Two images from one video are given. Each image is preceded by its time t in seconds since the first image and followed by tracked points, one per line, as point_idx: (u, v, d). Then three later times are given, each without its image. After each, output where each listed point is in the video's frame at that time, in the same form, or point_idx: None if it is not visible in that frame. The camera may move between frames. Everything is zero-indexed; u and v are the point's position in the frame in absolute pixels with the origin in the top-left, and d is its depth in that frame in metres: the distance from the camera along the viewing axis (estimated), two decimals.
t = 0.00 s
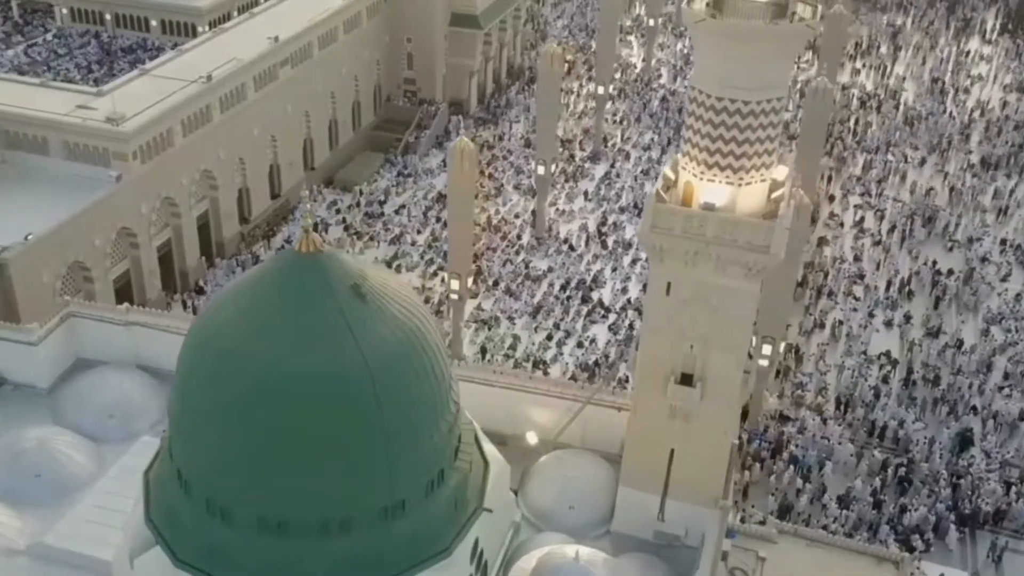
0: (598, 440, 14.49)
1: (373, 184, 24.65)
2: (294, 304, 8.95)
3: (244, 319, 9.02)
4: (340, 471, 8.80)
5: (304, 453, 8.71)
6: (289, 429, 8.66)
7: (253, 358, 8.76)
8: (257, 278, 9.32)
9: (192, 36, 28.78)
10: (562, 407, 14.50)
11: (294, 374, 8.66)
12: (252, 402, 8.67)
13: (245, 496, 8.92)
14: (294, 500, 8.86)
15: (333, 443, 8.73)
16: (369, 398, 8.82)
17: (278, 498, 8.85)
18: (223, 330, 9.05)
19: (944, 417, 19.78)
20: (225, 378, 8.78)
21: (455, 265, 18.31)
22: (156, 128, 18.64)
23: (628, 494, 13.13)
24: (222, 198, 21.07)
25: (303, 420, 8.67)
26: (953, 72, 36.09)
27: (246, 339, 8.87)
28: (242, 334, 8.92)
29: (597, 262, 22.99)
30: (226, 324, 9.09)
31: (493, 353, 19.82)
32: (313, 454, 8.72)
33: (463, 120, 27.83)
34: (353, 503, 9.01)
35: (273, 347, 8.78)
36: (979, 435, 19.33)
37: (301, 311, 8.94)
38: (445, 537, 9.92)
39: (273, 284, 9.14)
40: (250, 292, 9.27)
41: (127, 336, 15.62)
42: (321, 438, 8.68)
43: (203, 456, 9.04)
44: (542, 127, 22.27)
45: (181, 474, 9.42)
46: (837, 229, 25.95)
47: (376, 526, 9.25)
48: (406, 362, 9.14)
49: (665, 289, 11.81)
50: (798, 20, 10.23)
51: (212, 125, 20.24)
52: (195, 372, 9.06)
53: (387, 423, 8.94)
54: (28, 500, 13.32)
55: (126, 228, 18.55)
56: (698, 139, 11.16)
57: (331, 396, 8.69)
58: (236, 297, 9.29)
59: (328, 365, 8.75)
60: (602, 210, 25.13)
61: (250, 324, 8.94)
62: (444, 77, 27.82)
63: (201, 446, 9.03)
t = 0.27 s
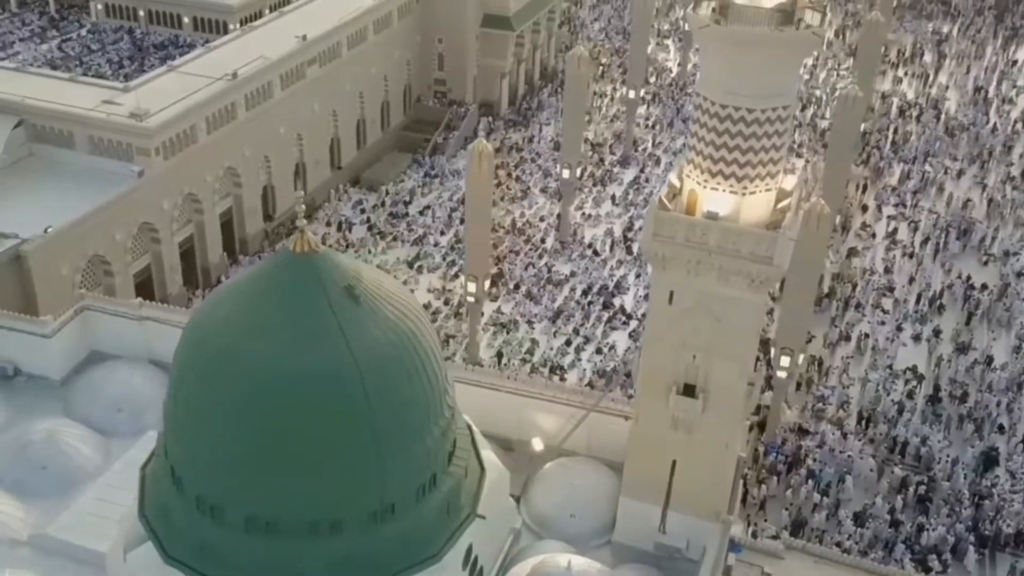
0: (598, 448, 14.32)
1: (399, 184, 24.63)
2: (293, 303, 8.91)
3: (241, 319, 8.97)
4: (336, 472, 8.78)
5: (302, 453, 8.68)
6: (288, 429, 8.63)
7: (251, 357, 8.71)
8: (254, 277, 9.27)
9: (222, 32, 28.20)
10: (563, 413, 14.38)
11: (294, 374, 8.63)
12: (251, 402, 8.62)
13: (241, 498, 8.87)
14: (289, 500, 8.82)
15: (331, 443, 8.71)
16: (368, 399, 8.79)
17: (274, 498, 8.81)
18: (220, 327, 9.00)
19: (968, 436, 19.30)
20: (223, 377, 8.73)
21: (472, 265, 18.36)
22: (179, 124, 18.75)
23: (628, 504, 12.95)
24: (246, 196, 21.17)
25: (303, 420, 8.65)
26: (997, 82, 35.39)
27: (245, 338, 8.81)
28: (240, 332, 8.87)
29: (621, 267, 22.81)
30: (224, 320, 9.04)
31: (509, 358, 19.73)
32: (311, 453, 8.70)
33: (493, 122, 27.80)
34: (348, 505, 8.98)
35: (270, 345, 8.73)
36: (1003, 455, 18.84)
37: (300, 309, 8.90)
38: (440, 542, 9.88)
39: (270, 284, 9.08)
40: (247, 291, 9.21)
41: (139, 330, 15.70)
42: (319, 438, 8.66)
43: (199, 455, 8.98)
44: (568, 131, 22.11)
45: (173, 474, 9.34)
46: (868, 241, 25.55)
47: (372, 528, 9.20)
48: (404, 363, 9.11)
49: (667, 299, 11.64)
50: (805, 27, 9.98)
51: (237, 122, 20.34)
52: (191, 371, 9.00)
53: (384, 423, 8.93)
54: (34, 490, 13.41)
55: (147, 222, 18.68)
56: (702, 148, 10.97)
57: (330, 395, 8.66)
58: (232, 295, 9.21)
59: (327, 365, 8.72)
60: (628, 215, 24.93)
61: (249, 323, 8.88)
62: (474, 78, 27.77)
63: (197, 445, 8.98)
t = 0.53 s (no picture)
0: (595, 452, 14.21)
1: (416, 185, 24.60)
2: (285, 303, 8.93)
3: (238, 319, 8.98)
4: (334, 472, 8.88)
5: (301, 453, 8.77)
6: (287, 431, 8.71)
7: (241, 357, 8.77)
8: (250, 276, 9.27)
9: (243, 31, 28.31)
10: (560, 417, 14.28)
11: (293, 373, 8.69)
12: (251, 402, 8.69)
13: (239, 497, 8.99)
14: (288, 499, 8.94)
15: (328, 441, 8.80)
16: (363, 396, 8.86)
17: (273, 497, 8.93)
18: (214, 325, 9.06)
19: (984, 449, 19.01)
20: (221, 377, 8.79)
21: (483, 271, 18.23)
22: (193, 122, 18.80)
23: (628, 511, 12.82)
24: (261, 194, 21.22)
25: (302, 421, 8.72)
26: None
27: (242, 338, 8.85)
28: (234, 332, 8.92)
29: (635, 272, 22.68)
30: (217, 319, 9.09)
31: (519, 360, 19.65)
32: (308, 452, 8.79)
33: (512, 124, 27.78)
34: (342, 505, 9.08)
35: (261, 348, 8.77)
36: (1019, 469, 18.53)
37: (292, 310, 8.91)
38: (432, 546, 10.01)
39: (265, 284, 9.08)
40: (243, 291, 9.23)
41: (147, 327, 15.72)
42: (316, 437, 8.74)
43: (195, 454, 9.09)
44: (584, 133, 22.00)
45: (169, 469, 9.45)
46: (888, 248, 25.28)
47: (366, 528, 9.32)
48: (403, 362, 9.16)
49: (669, 304, 11.53)
50: (807, 32, 9.93)
51: (252, 120, 20.40)
52: (188, 372, 9.03)
53: (381, 424, 9.00)
54: (39, 484, 13.49)
55: (160, 219, 18.75)
56: (704, 152, 10.86)
57: (329, 394, 8.73)
58: (227, 295, 9.22)
59: (325, 365, 8.77)
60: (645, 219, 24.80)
61: (242, 323, 8.93)
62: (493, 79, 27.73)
63: (195, 445, 9.05)
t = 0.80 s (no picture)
0: (598, 459, 14.05)
1: (438, 185, 24.58)
2: (280, 303, 8.89)
3: (234, 319, 8.95)
4: (329, 472, 8.89)
5: (297, 454, 8.77)
6: (280, 432, 8.70)
7: (236, 357, 8.75)
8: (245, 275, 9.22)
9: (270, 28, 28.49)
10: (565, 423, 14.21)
11: (290, 375, 8.67)
12: (249, 403, 8.69)
13: (235, 496, 9.00)
14: (284, 498, 8.95)
15: (325, 442, 8.79)
16: (359, 396, 8.84)
17: (269, 496, 8.95)
18: (208, 325, 9.03)
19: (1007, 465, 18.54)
20: (218, 378, 8.76)
21: (498, 274, 18.16)
22: (214, 119, 18.90)
23: (628, 519, 12.63)
24: (282, 192, 21.30)
25: (300, 422, 8.70)
26: None
27: (238, 337, 8.82)
28: (228, 332, 8.89)
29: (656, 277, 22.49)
30: (212, 318, 9.06)
31: (534, 364, 19.55)
32: (305, 453, 8.78)
33: (539, 125, 27.74)
34: (337, 506, 9.09)
35: (256, 348, 8.75)
36: None
37: (287, 309, 8.87)
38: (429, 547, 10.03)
39: (262, 283, 9.04)
40: (238, 289, 9.18)
41: (159, 322, 15.77)
42: (313, 438, 8.74)
43: (191, 454, 9.09)
44: (607, 136, 21.85)
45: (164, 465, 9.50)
46: (916, 258, 24.87)
47: (360, 530, 9.33)
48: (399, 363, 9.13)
49: (670, 311, 11.35)
50: (813, 40, 9.71)
51: (274, 118, 20.47)
52: (184, 371, 9.01)
53: (377, 425, 8.98)
54: (46, 476, 13.57)
55: (180, 215, 18.87)
56: (706, 158, 10.69)
57: (326, 395, 8.72)
58: (223, 293, 9.20)
59: (320, 365, 8.74)
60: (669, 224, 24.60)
61: (237, 322, 8.90)
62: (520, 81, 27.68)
63: (191, 445, 9.04)
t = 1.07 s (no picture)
0: (601, 466, 13.93)
1: (461, 186, 24.55)
2: (277, 301, 8.99)
3: (231, 318, 9.05)
4: (323, 471, 8.95)
5: (292, 453, 8.84)
6: (274, 430, 8.78)
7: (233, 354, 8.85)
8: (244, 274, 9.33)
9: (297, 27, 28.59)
10: (568, 427, 14.12)
11: (287, 373, 8.76)
12: (245, 402, 8.78)
13: (229, 493, 9.07)
14: (278, 497, 9.01)
15: (319, 442, 8.86)
16: (354, 396, 8.91)
17: (264, 495, 9.01)
18: (207, 323, 9.14)
19: None
20: (215, 376, 8.86)
21: (513, 277, 18.07)
22: (235, 117, 19.01)
23: (628, 528, 12.44)
24: (302, 190, 21.38)
25: (296, 420, 8.78)
26: None
27: (236, 335, 8.92)
28: (226, 330, 9.00)
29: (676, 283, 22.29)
30: (210, 316, 9.17)
31: (549, 368, 19.42)
32: (300, 452, 8.85)
33: (566, 128, 27.70)
34: (330, 505, 9.14)
35: (253, 345, 8.85)
36: None
37: (284, 308, 8.97)
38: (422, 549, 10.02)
39: (258, 282, 9.13)
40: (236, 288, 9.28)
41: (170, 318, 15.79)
42: (308, 437, 8.82)
43: (187, 452, 9.18)
44: (630, 139, 21.67)
45: (160, 463, 9.58)
46: (945, 270, 24.44)
47: (354, 531, 9.38)
48: (394, 364, 9.19)
49: (670, 319, 11.19)
50: (816, 45, 9.54)
51: (296, 117, 20.55)
52: (181, 370, 9.10)
53: (371, 425, 9.04)
54: (51, 468, 13.63)
55: (199, 212, 18.98)
56: (708, 165, 10.54)
57: (322, 395, 8.80)
58: (221, 293, 9.30)
59: (315, 364, 8.82)
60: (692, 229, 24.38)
61: (235, 320, 9.01)
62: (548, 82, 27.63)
63: (188, 443, 9.13)
